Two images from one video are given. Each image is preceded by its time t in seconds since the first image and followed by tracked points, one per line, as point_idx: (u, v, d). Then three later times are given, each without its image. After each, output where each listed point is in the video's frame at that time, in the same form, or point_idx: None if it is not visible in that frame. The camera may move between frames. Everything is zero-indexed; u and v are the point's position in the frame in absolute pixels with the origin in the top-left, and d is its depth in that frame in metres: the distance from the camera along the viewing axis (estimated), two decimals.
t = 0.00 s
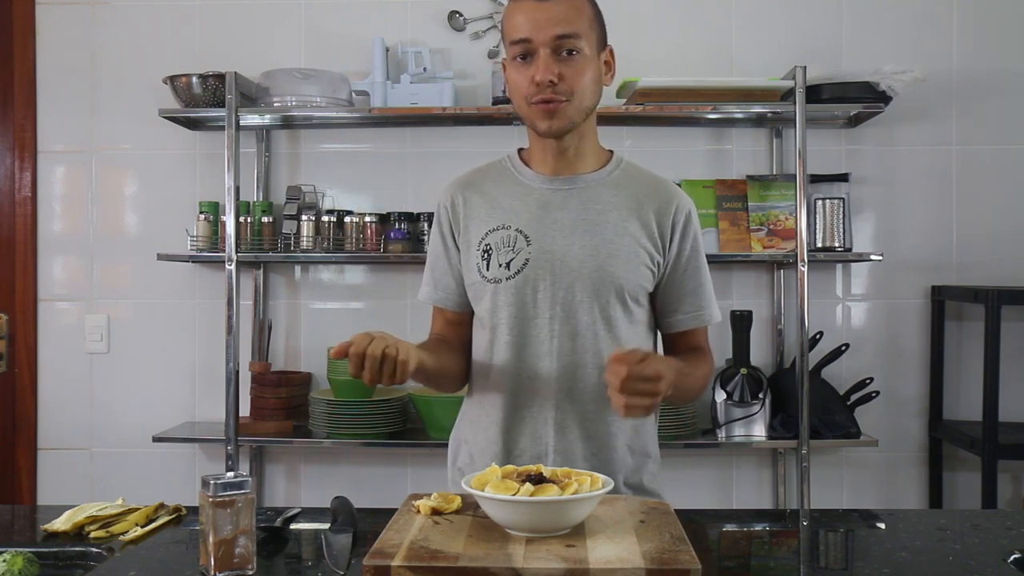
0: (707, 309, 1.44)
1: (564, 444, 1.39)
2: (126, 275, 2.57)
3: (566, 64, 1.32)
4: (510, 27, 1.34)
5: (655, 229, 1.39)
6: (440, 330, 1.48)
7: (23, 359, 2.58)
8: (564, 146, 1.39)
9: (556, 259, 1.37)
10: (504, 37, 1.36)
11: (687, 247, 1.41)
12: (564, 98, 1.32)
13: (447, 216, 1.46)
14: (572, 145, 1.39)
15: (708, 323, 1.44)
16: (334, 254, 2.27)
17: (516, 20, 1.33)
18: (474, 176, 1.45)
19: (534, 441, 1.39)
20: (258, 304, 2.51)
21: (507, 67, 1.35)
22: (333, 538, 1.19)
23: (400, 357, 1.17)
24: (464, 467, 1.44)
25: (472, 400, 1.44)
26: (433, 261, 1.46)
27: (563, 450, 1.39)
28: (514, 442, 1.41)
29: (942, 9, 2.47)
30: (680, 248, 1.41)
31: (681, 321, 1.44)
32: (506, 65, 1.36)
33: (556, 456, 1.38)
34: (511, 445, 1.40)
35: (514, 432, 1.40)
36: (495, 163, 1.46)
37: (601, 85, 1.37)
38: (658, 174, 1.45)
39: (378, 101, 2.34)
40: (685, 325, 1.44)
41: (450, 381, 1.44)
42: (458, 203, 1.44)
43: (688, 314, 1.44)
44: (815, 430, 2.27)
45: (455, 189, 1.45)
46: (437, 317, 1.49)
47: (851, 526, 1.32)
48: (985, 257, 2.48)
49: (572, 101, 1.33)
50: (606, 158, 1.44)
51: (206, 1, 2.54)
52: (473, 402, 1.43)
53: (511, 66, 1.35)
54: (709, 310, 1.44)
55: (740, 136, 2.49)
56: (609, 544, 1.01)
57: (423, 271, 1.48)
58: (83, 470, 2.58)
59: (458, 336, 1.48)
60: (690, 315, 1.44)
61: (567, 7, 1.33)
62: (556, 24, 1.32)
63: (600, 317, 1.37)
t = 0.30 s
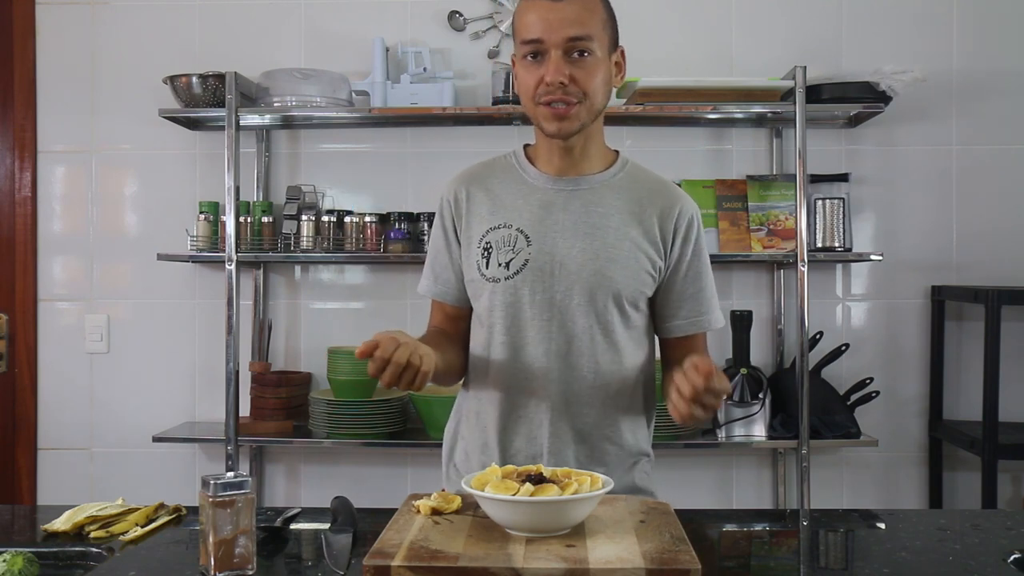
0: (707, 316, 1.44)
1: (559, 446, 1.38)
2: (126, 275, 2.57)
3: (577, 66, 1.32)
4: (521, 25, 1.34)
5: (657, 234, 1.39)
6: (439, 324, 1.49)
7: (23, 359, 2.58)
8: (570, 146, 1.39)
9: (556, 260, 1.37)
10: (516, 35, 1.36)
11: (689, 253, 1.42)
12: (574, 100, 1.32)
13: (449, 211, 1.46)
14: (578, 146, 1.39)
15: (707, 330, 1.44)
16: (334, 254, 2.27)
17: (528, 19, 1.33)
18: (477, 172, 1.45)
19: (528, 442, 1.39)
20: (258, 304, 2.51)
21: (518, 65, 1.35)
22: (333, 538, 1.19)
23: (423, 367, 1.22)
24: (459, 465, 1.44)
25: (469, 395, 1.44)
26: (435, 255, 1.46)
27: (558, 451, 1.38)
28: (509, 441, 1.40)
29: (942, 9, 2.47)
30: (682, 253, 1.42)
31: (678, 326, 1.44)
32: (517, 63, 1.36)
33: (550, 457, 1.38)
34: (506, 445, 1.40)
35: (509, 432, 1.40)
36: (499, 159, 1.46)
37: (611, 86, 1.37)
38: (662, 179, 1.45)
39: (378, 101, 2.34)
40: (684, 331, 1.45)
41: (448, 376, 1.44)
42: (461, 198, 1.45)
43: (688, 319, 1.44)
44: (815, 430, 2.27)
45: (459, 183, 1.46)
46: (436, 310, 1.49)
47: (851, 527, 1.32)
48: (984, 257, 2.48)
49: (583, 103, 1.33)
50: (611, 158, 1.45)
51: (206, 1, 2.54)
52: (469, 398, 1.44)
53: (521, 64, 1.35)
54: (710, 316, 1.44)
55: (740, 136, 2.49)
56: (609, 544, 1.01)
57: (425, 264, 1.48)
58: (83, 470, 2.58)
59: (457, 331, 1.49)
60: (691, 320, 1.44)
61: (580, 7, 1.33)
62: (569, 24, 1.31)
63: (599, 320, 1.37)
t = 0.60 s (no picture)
0: (708, 319, 1.45)
1: (557, 446, 1.39)
2: (126, 275, 2.57)
3: (583, 63, 1.32)
4: (527, 22, 1.34)
5: (661, 236, 1.39)
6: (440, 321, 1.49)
7: (23, 359, 2.58)
8: (575, 146, 1.38)
9: (559, 261, 1.37)
10: (521, 31, 1.35)
11: (692, 255, 1.42)
12: (578, 97, 1.32)
13: (452, 208, 1.46)
14: (583, 145, 1.39)
15: (708, 333, 1.45)
16: (334, 254, 2.27)
17: (534, 16, 1.32)
18: (481, 169, 1.45)
19: (527, 442, 1.40)
20: (258, 304, 2.51)
21: (523, 61, 1.35)
22: (333, 538, 1.19)
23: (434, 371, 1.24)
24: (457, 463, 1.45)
25: (469, 395, 1.44)
26: (437, 252, 1.46)
27: (556, 451, 1.39)
28: (509, 441, 1.41)
29: (942, 9, 2.47)
30: (685, 256, 1.42)
31: (683, 329, 1.46)
32: (522, 60, 1.36)
33: (550, 458, 1.38)
34: (506, 445, 1.41)
35: (508, 432, 1.40)
36: (503, 157, 1.46)
37: (617, 84, 1.37)
38: (665, 180, 1.45)
39: (378, 101, 2.34)
40: (685, 333, 1.46)
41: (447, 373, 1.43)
42: (464, 195, 1.44)
43: (690, 321, 1.45)
44: (815, 430, 2.27)
45: (462, 179, 1.45)
46: (437, 308, 1.49)
47: (851, 527, 1.32)
48: (984, 257, 2.48)
49: (587, 100, 1.33)
50: (615, 159, 1.44)
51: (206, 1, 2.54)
52: (469, 397, 1.44)
53: (527, 61, 1.35)
54: (710, 320, 1.45)
55: (740, 136, 2.49)
56: (609, 544, 1.01)
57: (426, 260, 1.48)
58: (83, 470, 2.58)
59: (457, 328, 1.49)
60: (692, 322, 1.45)
61: (587, 3, 1.32)
62: (574, 21, 1.31)
63: (601, 321, 1.37)
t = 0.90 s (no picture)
0: (706, 319, 1.45)
1: (554, 445, 1.38)
2: (127, 275, 2.57)
3: (584, 59, 1.32)
4: (528, 18, 1.34)
5: (658, 234, 1.40)
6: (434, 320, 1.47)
7: (23, 359, 2.58)
8: (574, 145, 1.39)
9: (557, 259, 1.37)
10: (522, 28, 1.36)
11: (689, 255, 1.42)
12: (580, 94, 1.32)
13: (448, 208, 1.45)
14: (581, 145, 1.39)
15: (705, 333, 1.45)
16: (334, 254, 2.27)
17: (536, 12, 1.33)
18: (478, 168, 1.45)
19: (524, 442, 1.39)
20: (258, 304, 2.51)
21: (524, 58, 1.35)
22: (333, 538, 1.19)
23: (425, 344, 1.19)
24: (450, 464, 1.44)
25: (464, 395, 1.43)
26: (432, 250, 1.44)
27: (553, 451, 1.38)
28: (505, 441, 1.40)
29: (942, 9, 2.47)
30: (682, 255, 1.42)
31: (680, 329, 1.46)
32: (522, 58, 1.36)
33: (548, 458, 1.38)
34: (502, 445, 1.40)
35: (505, 432, 1.40)
36: (500, 156, 1.46)
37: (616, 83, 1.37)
38: (661, 180, 1.45)
39: (378, 101, 2.34)
40: (684, 333, 1.46)
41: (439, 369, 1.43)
42: (461, 193, 1.44)
43: (687, 321, 1.45)
44: (815, 430, 2.27)
45: (459, 179, 1.45)
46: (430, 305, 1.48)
47: (851, 527, 1.32)
48: (985, 257, 2.48)
49: (588, 97, 1.33)
50: (612, 159, 1.44)
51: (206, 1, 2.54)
52: (464, 398, 1.43)
53: (528, 57, 1.34)
54: (708, 320, 1.46)
55: (740, 136, 2.49)
56: (609, 544, 1.01)
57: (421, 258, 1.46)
58: (83, 470, 2.58)
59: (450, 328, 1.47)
60: (690, 322, 1.45)
61: (588, 1, 1.33)
62: (576, 18, 1.32)
63: (599, 319, 1.37)
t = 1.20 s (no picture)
0: (692, 312, 1.46)
1: (543, 440, 1.37)
2: (127, 275, 2.57)
3: (566, 55, 1.32)
4: (508, 15, 1.34)
5: (643, 227, 1.41)
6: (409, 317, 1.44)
7: (23, 359, 2.58)
8: (558, 143, 1.38)
9: (543, 252, 1.37)
10: (502, 26, 1.36)
11: (674, 249, 1.44)
12: (562, 90, 1.32)
13: (430, 203, 1.43)
14: (565, 143, 1.39)
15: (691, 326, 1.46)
16: (334, 254, 2.27)
17: (516, 10, 1.33)
18: (461, 165, 1.43)
19: (511, 437, 1.38)
20: (258, 304, 2.51)
21: (505, 56, 1.35)
22: (333, 538, 1.19)
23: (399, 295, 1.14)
24: (435, 463, 1.41)
25: (448, 391, 1.41)
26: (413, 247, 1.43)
27: (542, 445, 1.38)
28: (492, 437, 1.39)
29: (942, 9, 2.47)
30: (667, 249, 1.43)
31: (667, 323, 1.47)
32: (503, 56, 1.36)
33: (542, 456, 1.38)
34: (488, 439, 1.38)
35: (492, 427, 1.38)
36: (481, 154, 1.45)
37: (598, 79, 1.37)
38: (645, 175, 1.46)
39: (378, 101, 2.34)
40: (669, 327, 1.47)
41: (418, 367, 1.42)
42: (443, 189, 1.42)
43: (674, 315, 1.46)
44: (815, 430, 2.27)
45: (441, 175, 1.43)
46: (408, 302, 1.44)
47: (851, 527, 1.32)
48: (985, 257, 2.48)
49: (570, 94, 1.32)
50: (595, 156, 1.44)
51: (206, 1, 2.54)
52: (446, 394, 1.41)
53: (508, 55, 1.34)
54: (694, 313, 1.47)
55: (740, 136, 2.49)
56: (609, 544, 1.01)
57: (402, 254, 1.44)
58: (83, 470, 2.58)
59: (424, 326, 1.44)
60: (676, 316, 1.46)
61: None
62: (556, 13, 1.32)
63: (586, 312, 1.37)
